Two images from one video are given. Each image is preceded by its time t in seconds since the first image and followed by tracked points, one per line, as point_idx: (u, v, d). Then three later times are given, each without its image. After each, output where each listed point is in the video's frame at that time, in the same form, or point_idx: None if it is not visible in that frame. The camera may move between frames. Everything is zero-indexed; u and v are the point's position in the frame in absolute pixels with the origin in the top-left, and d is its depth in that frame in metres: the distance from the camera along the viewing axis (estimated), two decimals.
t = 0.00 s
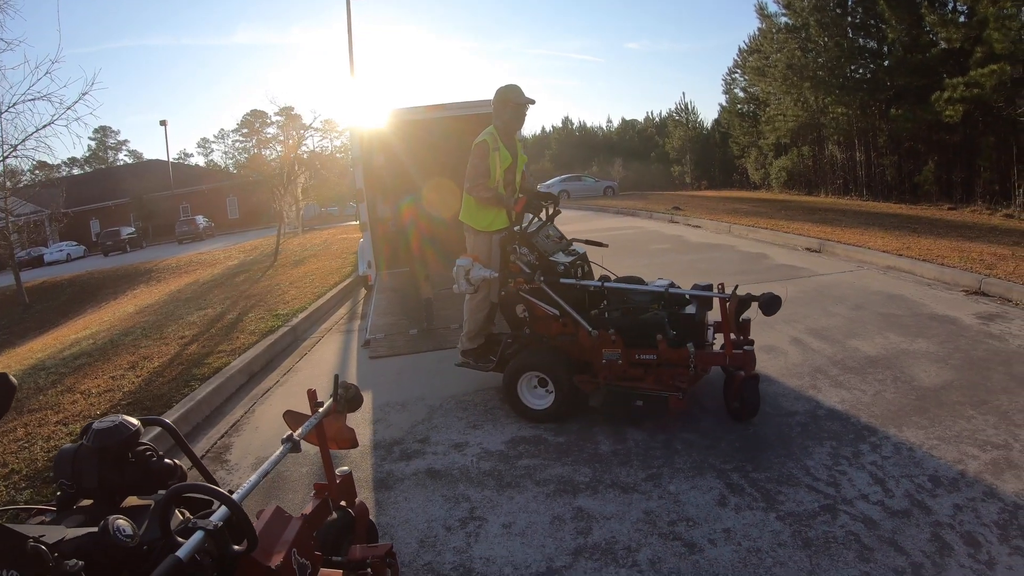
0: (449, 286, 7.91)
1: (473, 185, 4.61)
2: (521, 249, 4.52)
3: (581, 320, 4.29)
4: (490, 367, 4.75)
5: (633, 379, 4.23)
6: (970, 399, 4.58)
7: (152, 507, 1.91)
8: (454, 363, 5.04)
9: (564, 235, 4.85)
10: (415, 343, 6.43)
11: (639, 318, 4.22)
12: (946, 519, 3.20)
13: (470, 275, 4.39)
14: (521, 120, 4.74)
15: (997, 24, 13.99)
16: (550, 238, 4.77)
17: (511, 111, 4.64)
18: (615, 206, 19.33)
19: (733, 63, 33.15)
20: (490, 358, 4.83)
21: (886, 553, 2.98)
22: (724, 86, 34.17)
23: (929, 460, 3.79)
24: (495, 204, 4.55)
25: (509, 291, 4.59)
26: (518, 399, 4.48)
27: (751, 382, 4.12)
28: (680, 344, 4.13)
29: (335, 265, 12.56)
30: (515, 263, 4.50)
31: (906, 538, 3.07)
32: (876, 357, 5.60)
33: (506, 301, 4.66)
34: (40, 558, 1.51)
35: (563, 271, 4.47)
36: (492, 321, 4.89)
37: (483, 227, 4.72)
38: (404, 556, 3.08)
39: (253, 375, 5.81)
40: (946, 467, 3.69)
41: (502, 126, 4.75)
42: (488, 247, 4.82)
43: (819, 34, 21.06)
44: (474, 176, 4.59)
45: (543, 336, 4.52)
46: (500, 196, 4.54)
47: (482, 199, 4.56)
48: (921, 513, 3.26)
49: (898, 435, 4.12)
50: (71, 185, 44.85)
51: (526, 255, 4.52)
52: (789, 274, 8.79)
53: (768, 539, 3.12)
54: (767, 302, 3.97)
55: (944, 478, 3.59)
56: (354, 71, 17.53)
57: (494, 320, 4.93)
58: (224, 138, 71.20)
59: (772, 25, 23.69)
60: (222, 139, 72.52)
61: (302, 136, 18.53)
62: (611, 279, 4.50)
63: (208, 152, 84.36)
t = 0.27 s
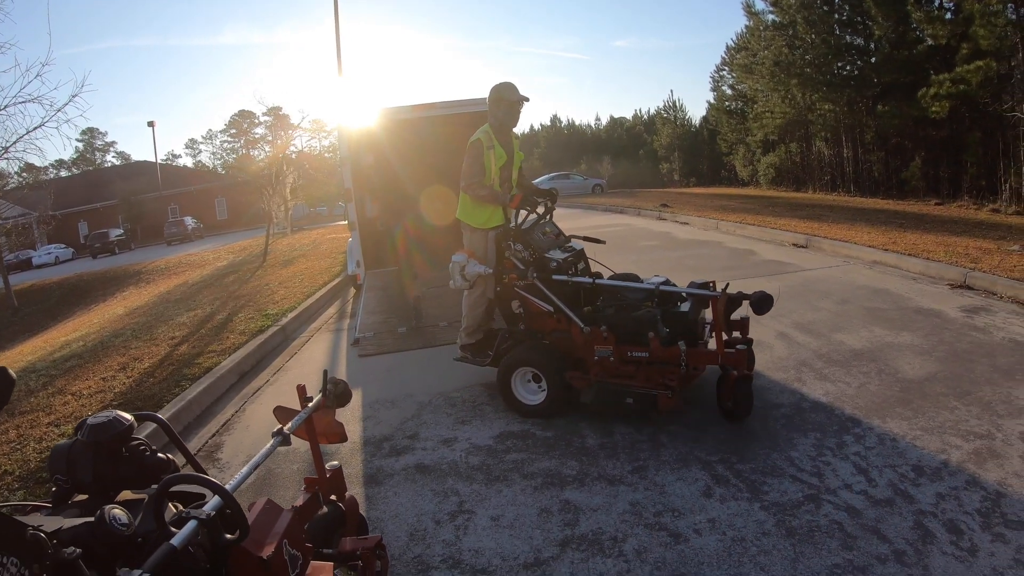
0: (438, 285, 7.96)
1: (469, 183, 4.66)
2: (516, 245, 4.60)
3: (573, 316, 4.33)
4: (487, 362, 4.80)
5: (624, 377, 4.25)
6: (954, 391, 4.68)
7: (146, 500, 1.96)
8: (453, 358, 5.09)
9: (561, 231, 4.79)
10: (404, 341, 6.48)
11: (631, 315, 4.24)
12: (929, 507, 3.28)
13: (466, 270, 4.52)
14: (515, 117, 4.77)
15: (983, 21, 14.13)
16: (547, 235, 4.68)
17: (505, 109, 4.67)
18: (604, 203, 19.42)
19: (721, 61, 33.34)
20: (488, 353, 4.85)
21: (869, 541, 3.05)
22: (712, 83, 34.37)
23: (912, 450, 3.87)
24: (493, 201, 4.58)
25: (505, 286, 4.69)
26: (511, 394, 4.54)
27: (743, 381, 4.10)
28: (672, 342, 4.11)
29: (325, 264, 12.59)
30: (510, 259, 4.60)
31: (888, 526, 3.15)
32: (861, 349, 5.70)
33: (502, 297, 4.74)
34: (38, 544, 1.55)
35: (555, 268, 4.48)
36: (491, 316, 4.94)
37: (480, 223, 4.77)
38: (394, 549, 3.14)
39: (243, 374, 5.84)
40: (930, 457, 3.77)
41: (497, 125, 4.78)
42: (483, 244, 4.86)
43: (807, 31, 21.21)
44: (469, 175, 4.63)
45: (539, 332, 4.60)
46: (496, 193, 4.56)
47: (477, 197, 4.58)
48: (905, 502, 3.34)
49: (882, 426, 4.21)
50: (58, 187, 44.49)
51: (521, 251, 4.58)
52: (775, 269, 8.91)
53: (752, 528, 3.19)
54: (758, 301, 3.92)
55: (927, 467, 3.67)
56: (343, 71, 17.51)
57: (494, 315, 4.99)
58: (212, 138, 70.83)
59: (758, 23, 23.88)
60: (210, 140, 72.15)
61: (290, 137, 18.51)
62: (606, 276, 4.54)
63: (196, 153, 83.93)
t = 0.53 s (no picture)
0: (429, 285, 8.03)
1: (466, 183, 4.69)
2: (513, 244, 4.59)
3: (568, 316, 4.32)
4: (486, 360, 4.86)
5: (619, 376, 4.25)
6: (940, 385, 4.76)
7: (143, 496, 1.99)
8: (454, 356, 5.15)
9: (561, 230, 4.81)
10: (395, 341, 6.51)
11: (627, 315, 4.22)
12: (915, 500, 3.34)
13: (463, 269, 4.58)
14: (513, 116, 4.78)
15: (971, 20, 14.24)
16: (545, 234, 4.70)
17: (501, 108, 4.67)
18: (594, 203, 19.48)
19: (711, 61, 33.51)
20: (488, 350, 4.93)
21: (856, 534, 3.10)
22: (702, 83, 34.54)
23: (899, 444, 3.93)
24: (491, 201, 4.61)
25: (502, 286, 4.69)
26: (508, 392, 4.58)
27: (739, 383, 4.07)
28: (666, 343, 4.09)
29: (316, 265, 12.60)
30: (508, 258, 4.61)
31: (876, 519, 3.20)
32: (848, 346, 5.78)
33: (500, 295, 4.73)
34: (37, 537, 1.60)
35: (551, 267, 4.47)
36: (492, 314, 4.97)
37: (478, 222, 4.81)
38: (386, 546, 3.18)
39: (235, 375, 5.85)
40: (916, 450, 3.84)
41: (495, 124, 4.80)
42: (482, 243, 4.91)
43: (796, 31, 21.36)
44: (467, 175, 4.67)
45: (535, 330, 4.60)
46: (495, 193, 4.60)
47: (477, 196, 4.62)
48: (892, 495, 3.39)
49: (869, 420, 4.28)
50: (46, 190, 44.14)
51: (518, 249, 4.58)
52: (765, 267, 9.00)
53: (740, 522, 3.24)
54: (752, 302, 3.88)
55: (914, 460, 3.73)
56: (332, 72, 17.48)
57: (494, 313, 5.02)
58: (202, 139, 70.44)
59: (748, 22, 24.03)
60: (199, 142, 71.80)
61: (280, 138, 18.47)
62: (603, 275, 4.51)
63: (186, 155, 83.59)
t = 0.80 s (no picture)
0: (417, 284, 8.14)
1: (467, 182, 4.73)
2: (513, 243, 4.62)
3: (566, 316, 4.31)
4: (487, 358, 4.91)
5: (615, 378, 4.20)
6: (926, 379, 4.85)
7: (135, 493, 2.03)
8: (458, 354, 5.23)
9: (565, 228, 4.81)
10: (384, 341, 6.55)
11: (625, 314, 4.17)
12: (901, 492, 3.37)
13: (463, 267, 4.72)
14: (512, 114, 4.77)
15: (955, 20, 14.41)
16: (546, 233, 4.71)
17: (500, 107, 4.67)
18: (582, 204, 19.57)
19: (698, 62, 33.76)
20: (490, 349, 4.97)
21: (842, 526, 3.13)
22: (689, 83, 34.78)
23: (884, 438, 3.99)
24: (491, 201, 4.66)
25: (503, 284, 4.71)
26: (507, 391, 4.59)
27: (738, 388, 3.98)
28: (663, 344, 4.02)
29: (304, 268, 12.59)
30: (507, 257, 4.64)
31: (862, 511, 3.23)
32: (834, 342, 5.88)
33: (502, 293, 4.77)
34: (35, 532, 1.64)
35: (549, 267, 4.48)
36: (496, 313, 5.01)
37: (479, 221, 4.88)
38: (377, 544, 3.21)
39: (225, 377, 5.86)
40: (902, 444, 3.89)
41: (494, 122, 4.80)
42: (483, 242, 4.98)
43: (782, 31, 21.59)
44: (468, 175, 4.71)
45: (535, 329, 4.59)
46: (495, 193, 4.64)
47: (477, 196, 4.67)
48: (878, 487, 3.43)
49: (855, 415, 4.35)
50: (33, 194, 43.82)
51: (518, 249, 4.61)
52: (752, 266, 9.11)
53: (727, 516, 3.28)
54: (749, 304, 3.78)
55: (899, 453, 3.77)
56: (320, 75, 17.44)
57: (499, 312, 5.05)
58: (190, 143, 70.21)
59: (735, 23, 24.26)
60: (187, 145, 71.52)
61: (268, 141, 18.43)
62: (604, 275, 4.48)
63: (174, 159, 83.20)
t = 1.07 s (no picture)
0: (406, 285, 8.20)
1: (469, 182, 4.76)
2: (514, 242, 4.65)
3: (566, 316, 4.32)
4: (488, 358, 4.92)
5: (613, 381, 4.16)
6: (913, 377, 4.92)
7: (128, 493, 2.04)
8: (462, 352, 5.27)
9: (568, 228, 4.82)
10: (375, 342, 6.57)
11: (625, 316, 4.13)
12: (888, 488, 3.42)
13: (465, 266, 4.67)
14: (512, 114, 4.77)
15: (943, 20, 14.49)
16: (548, 233, 4.72)
17: (499, 107, 4.68)
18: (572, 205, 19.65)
19: (687, 62, 33.93)
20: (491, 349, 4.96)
21: (830, 521, 3.17)
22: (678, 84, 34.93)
23: (872, 434, 4.05)
24: (493, 200, 4.69)
25: (504, 284, 4.74)
26: (506, 392, 4.61)
27: (738, 393, 3.98)
28: (662, 346, 3.99)
29: (294, 269, 12.57)
30: (508, 257, 4.65)
31: (850, 506, 3.28)
32: (823, 341, 5.95)
33: (502, 293, 4.79)
34: (30, 531, 1.66)
35: (548, 267, 4.49)
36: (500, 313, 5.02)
37: (481, 221, 4.89)
38: (368, 543, 3.23)
39: (216, 379, 5.86)
40: (889, 440, 3.95)
41: (495, 123, 4.81)
42: (485, 241, 4.99)
43: (771, 32, 21.75)
44: (470, 175, 4.73)
45: (536, 330, 4.61)
46: (497, 193, 4.67)
47: (479, 196, 4.70)
48: (865, 483, 3.48)
49: (842, 412, 4.41)
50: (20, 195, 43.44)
51: (519, 248, 4.62)
52: (741, 265, 9.18)
53: (716, 512, 3.32)
54: (749, 309, 3.68)
55: (887, 450, 3.83)
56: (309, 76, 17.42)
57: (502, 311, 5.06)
58: (178, 144, 69.84)
59: (724, 23, 24.40)
60: (176, 147, 71.10)
61: (258, 142, 18.36)
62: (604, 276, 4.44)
63: (162, 160, 82.76)
